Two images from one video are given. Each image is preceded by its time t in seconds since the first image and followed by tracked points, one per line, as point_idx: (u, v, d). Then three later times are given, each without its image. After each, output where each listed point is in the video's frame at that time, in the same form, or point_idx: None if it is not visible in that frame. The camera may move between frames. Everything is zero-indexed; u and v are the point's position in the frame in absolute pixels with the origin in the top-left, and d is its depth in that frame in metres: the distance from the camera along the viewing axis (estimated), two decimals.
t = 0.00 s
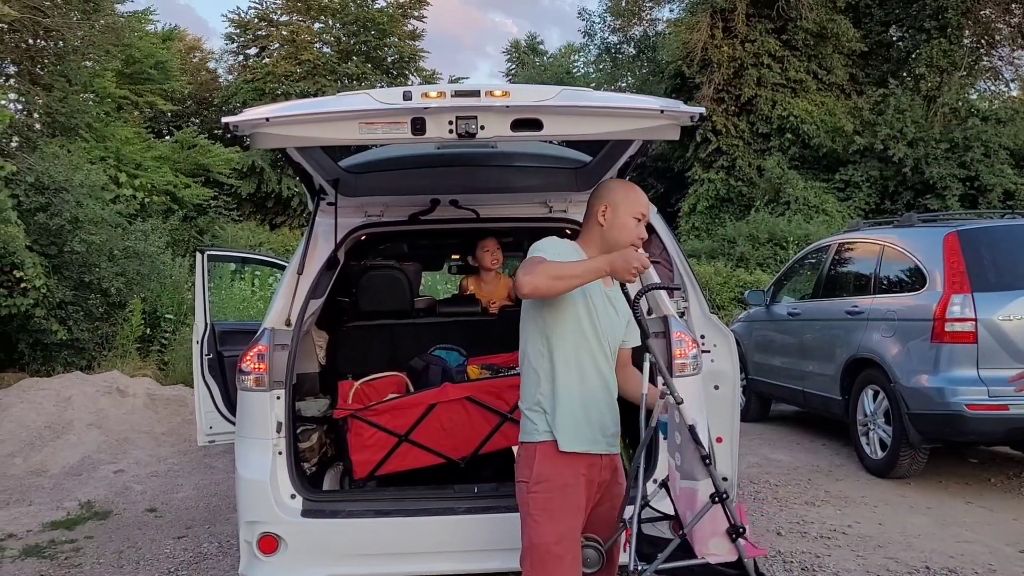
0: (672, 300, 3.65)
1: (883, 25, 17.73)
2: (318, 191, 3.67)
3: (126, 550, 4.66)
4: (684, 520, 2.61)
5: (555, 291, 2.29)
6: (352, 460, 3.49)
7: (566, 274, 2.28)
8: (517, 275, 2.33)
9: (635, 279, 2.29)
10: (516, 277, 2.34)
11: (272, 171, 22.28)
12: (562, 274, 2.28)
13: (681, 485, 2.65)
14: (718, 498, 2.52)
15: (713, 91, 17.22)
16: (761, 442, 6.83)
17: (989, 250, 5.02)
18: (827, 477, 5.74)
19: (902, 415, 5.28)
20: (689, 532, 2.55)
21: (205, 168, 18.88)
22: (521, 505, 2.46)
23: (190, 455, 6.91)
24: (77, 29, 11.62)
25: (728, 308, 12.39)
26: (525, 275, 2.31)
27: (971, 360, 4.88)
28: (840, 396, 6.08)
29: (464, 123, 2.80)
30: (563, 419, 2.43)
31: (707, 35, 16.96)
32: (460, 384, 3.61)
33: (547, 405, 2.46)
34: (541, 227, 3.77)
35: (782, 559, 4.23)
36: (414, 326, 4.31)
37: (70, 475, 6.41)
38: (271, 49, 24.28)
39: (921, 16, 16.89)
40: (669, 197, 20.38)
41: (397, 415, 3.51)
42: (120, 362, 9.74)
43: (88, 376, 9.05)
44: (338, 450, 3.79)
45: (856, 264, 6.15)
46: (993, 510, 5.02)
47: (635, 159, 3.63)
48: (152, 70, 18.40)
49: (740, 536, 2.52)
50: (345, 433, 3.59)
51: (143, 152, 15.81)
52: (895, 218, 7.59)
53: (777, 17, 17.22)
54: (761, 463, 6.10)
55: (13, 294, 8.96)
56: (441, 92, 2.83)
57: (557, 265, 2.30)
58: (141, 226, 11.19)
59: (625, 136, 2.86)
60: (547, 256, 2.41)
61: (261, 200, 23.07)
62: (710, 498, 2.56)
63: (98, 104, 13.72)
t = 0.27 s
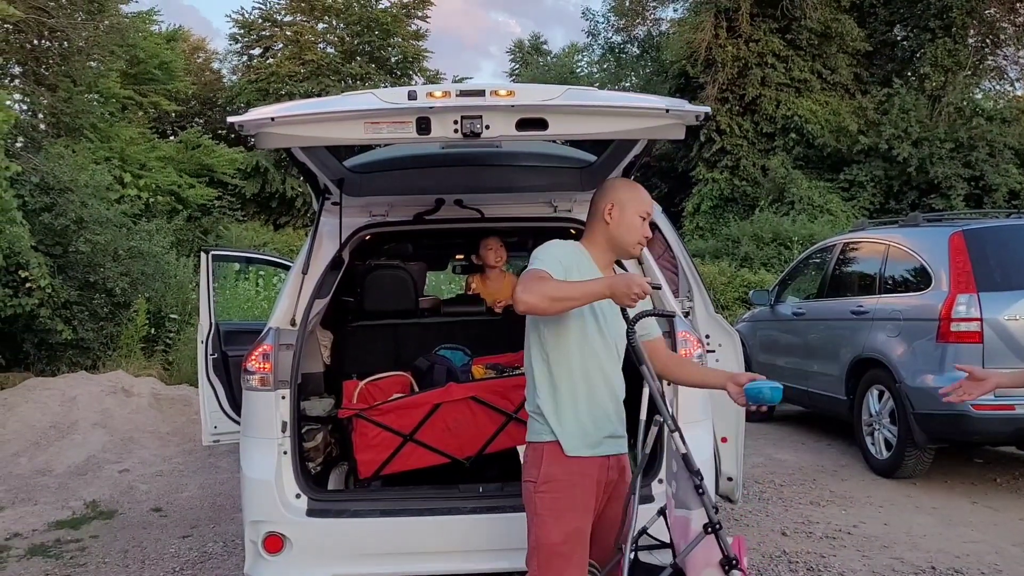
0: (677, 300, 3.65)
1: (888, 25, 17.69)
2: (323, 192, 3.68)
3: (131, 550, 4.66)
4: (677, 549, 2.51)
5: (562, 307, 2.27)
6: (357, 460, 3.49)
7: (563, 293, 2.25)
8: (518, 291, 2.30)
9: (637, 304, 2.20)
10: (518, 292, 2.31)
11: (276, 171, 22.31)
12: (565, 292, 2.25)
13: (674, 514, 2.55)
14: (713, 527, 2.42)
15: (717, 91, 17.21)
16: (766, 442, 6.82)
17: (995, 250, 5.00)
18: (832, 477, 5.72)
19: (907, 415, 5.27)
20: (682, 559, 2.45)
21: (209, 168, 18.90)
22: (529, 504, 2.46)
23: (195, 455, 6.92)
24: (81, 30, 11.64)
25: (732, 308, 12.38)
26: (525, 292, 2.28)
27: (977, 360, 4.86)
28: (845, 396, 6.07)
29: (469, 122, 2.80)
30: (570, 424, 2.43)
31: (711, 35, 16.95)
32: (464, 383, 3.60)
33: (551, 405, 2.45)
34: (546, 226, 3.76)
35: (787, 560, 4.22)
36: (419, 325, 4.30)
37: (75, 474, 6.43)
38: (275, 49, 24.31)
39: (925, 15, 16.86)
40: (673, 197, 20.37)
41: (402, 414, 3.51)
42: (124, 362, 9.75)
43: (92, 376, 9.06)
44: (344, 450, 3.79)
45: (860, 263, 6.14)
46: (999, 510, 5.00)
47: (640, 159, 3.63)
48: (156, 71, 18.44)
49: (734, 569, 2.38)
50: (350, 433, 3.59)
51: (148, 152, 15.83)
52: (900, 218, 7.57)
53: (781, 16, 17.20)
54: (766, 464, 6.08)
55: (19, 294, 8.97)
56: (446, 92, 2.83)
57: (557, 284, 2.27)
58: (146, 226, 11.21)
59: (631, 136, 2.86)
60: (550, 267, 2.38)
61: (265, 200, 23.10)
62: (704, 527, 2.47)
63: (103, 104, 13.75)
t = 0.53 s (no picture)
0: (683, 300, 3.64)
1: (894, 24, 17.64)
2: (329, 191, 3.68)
3: (137, 549, 4.67)
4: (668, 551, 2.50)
5: (552, 308, 2.26)
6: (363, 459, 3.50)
7: (556, 294, 2.25)
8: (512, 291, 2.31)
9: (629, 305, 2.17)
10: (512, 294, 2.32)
11: (282, 171, 22.35)
12: (556, 292, 2.25)
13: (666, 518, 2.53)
14: (699, 532, 2.40)
15: (722, 91, 17.18)
16: (772, 442, 6.80)
17: (1001, 250, 4.98)
18: (838, 477, 5.71)
19: (914, 415, 5.25)
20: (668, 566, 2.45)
21: (215, 168, 18.93)
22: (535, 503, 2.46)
23: (201, 454, 6.94)
24: (87, 30, 11.66)
25: (738, 308, 12.36)
26: (517, 292, 2.28)
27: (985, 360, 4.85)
28: (851, 396, 6.05)
29: (476, 121, 2.80)
30: (575, 423, 2.42)
31: (717, 34, 16.93)
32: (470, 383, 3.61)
33: (556, 404, 2.45)
34: (552, 226, 3.75)
35: (794, 559, 4.21)
36: (424, 325, 4.31)
37: (82, 473, 6.44)
38: (281, 50, 24.36)
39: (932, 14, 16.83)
40: (678, 197, 20.34)
41: (408, 414, 3.51)
42: (130, 362, 9.78)
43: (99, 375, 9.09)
44: (350, 449, 3.80)
45: (867, 263, 6.12)
46: (1006, 511, 4.99)
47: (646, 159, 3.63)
48: (162, 71, 18.48)
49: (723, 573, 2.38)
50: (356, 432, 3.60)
51: (154, 152, 15.86)
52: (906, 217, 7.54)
53: (787, 16, 17.15)
54: (772, 464, 6.07)
55: (25, 294, 8.98)
56: (453, 91, 2.83)
57: (551, 284, 2.27)
58: (152, 226, 11.23)
59: (638, 135, 2.86)
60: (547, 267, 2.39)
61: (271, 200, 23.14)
62: (691, 531, 2.44)
63: (109, 105, 13.78)
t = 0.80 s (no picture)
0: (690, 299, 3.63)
1: (901, 23, 17.59)
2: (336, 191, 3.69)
3: (144, 548, 4.68)
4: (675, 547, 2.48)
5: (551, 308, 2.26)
6: (370, 458, 3.51)
7: (556, 292, 2.24)
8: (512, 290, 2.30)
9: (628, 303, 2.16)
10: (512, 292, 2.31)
11: (288, 171, 22.39)
12: (556, 291, 2.24)
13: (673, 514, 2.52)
14: (704, 525, 2.39)
15: (728, 90, 17.15)
16: (778, 442, 6.79)
17: (1009, 249, 4.97)
18: (845, 477, 5.70)
19: (921, 415, 5.24)
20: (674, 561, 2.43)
21: (221, 168, 18.97)
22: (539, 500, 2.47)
23: (208, 454, 6.95)
24: (94, 30, 11.69)
25: (744, 308, 12.33)
26: (518, 290, 2.28)
27: (993, 360, 4.83)
28: (858, 396, 6.04)
29: (483, 120, 2.80)
30: (577, 422, 2.42)
31: (723, 34, 16.91)
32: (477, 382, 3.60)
33: (559, 403, 2.45)
34: (559, 225, 3.76)
35: (801, 559, 4.20)
36: (430, 324, 4.32)
37: (89, 473, 6.46)
38: (287, 50, 24.40)
39: (939, 13, 16.79)
40: (684, 197, 20.31)
41: (415, 413, 3.51)
42: (137, 362, 9.80)
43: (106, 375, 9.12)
44: (356, 448, 3.80)
45: (874, 263, 6.10)
46: (1014, 511, 4.97)
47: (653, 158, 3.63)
48: (169, 71, 18.53)
49: (731, 567, 2.36)
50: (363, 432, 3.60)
51: (160, 152, 15.88)
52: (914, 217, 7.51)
53: (793, 15, 17.10)
54: (779, 464, 6.06)
55: (33, 293, 8.99)
56: (460, 91, 2.83)
57: (551, 284, 2.26)
58: (159, 226, 11.26)
59: (646, 134, 2.86)
60: (549, 266, 2.38)
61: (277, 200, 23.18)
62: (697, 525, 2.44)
63: (116, 105, 13.80)
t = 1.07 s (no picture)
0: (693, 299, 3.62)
1: (904, 22, 17.57)
2: (340, 191, 3.70)
3: (148, 548, 4.69)
4: (694, 543, 2.39)
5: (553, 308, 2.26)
6: (374, 458, 3.51)
7: (559, 292, 2.24)
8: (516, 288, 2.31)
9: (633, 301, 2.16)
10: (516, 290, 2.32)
11: (291, 171, 22.41)
12: (559, 291, 2.24)
13: (691, 510, 2.44)
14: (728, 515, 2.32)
15: (731, 90, 17.15)
16: (782, 442, 6.78)
17: (1013, 248, 4.94)
18: (849, 477, 5.69)
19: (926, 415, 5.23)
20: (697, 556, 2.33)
21: (224, 169, 18.98)
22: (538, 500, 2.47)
23: (211, 454, 6.96)
24: (97, 32, 11.71)
25: (747, 307, 12.32)
26: (521, 288, 2.29)
27: (997, 359, 4.82)
28: (862, 395, 6.03)
29: (486, 120, 2.80)
30: (577, 423, 2.42)
31: (725, 33, 16.91)
32: (481, 382, 3.60)
33: (560, 402, 2.45)
34: (562, 225, 3.76)
35: (805, 559, 4.19)
36: (434, 325, 4.31)
37: (93, 473, 6.47)
38: (289, 50, 24.44)
39: (942, 12, 16.77)
40: (687, 196, 20.29)
41: (419, 413, 3.51)
42: (140, 362, 9.82)
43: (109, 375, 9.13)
44: (360, 449, 3.80)
45: (877, 262, 6.09)
46: (1019, 510, 4.95)
47: (655, 157, 3.62)
48: (172, 72, 18.56)
49: (755, 558, 2.28)
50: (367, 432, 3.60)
51: (163, 153, 15.89)
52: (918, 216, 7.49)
53: (796, 14, 17.09)
54: (783, 463, 6.05)
55: (37, 294, 9.00)
56: (463, 90, 2.83)
57: (555, 283, 2.26)
58: (162, 226, 11.28)
59: (649, 133, 2.86)
60: (554, 266, 2.38)
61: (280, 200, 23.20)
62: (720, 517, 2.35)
63: (119, 105, 13.80)
